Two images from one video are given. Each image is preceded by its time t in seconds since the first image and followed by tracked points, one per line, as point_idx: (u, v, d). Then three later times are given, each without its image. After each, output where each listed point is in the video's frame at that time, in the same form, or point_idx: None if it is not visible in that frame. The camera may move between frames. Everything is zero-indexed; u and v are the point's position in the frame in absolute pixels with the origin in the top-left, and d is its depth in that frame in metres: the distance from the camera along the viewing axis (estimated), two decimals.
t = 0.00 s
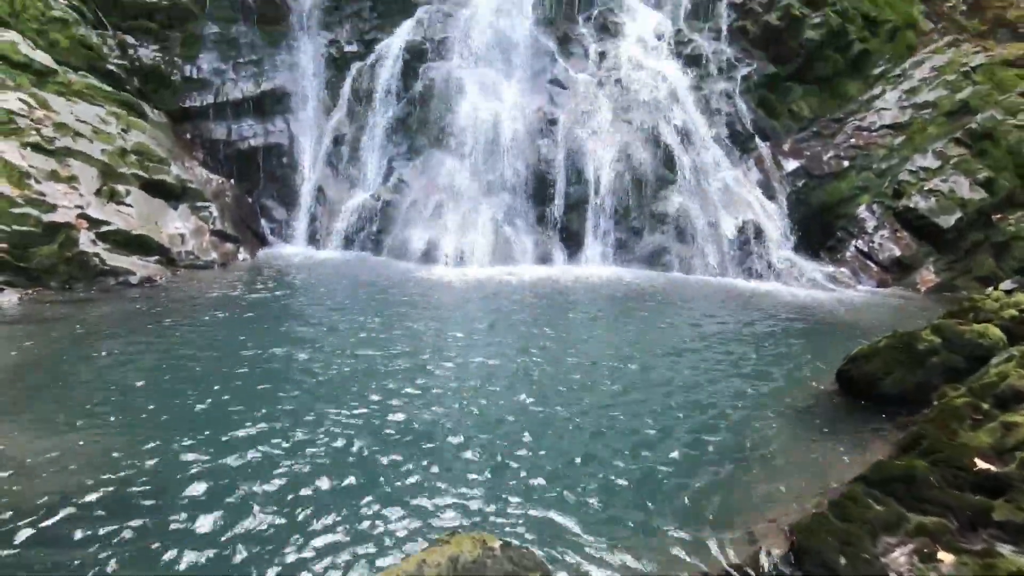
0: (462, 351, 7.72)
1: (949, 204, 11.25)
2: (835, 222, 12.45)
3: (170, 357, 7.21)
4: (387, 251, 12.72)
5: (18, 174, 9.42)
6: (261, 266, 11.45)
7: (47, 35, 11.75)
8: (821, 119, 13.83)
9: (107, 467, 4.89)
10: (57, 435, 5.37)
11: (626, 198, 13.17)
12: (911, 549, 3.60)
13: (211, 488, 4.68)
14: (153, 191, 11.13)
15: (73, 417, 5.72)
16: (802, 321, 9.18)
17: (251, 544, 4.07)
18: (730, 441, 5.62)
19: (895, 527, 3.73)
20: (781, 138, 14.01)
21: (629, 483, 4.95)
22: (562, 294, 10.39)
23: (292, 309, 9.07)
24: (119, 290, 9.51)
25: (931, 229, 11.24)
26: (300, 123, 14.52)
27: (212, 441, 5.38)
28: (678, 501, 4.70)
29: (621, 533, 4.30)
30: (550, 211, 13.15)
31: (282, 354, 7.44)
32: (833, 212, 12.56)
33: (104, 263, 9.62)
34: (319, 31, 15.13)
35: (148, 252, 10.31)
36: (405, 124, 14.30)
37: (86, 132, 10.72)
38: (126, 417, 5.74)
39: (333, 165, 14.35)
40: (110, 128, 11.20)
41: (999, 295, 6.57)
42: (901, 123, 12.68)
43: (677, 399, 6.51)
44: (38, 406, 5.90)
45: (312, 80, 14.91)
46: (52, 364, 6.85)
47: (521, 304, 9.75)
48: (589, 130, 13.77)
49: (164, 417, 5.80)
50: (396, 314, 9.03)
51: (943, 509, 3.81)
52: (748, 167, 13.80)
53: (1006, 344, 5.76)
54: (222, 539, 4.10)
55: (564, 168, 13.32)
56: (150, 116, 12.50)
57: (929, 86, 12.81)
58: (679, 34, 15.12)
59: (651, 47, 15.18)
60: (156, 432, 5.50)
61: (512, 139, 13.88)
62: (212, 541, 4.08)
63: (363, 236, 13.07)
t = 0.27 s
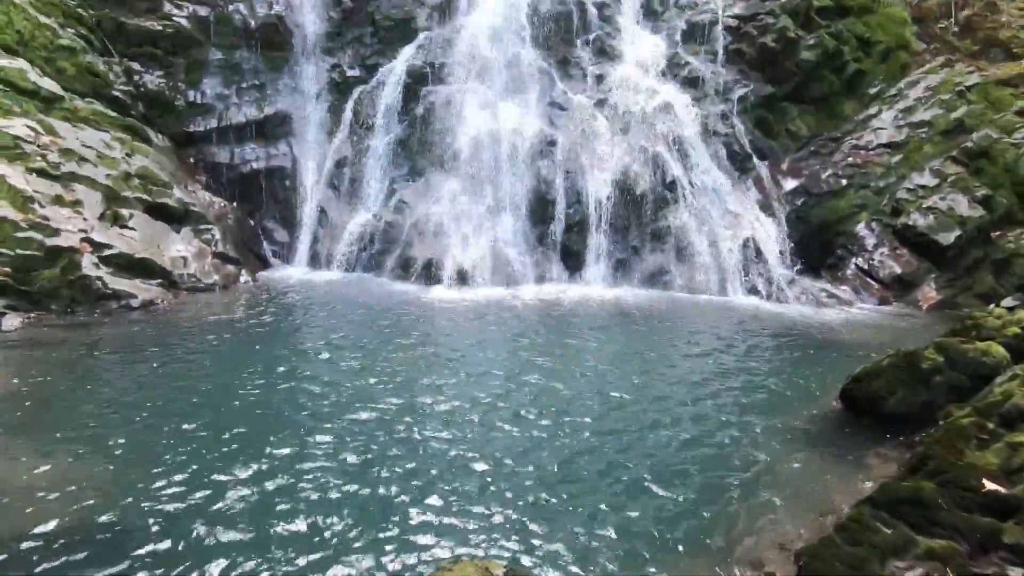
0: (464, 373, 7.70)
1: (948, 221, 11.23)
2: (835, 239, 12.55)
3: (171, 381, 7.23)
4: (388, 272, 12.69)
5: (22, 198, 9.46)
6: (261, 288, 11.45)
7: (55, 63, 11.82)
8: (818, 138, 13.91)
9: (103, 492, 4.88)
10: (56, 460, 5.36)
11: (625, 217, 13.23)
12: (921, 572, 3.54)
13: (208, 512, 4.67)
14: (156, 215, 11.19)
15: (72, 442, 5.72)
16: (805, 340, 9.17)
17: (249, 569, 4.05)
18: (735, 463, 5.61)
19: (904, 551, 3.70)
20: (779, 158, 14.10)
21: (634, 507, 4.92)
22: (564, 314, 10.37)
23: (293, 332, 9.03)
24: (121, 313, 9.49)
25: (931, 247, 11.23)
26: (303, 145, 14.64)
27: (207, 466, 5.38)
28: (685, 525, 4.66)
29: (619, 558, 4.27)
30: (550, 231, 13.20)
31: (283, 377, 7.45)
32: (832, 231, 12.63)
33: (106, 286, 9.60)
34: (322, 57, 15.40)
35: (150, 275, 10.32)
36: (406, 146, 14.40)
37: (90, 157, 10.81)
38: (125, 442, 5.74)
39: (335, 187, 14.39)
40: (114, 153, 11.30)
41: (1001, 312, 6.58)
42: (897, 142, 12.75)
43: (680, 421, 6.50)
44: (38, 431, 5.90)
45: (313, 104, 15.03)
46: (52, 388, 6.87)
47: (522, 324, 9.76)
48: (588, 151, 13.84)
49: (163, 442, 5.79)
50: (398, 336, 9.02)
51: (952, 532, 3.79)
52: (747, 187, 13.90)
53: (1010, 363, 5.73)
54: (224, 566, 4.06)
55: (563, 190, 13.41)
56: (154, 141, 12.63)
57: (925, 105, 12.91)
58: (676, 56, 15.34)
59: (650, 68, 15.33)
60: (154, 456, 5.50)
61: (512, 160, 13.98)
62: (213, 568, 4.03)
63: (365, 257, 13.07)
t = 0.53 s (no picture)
0: (467, 394, 7.69)
1: (949, 237, 11.27)
2: (837, 255, 12.59)
3: (174, 404, 7.22)
4: (391, 293, 12.68)
5: (28, 223, 9.46)
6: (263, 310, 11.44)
7: (63, 89, 11.80)
8: (818, 156, 14.01)
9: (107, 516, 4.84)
10: (59, 485, 5.32)
11: (625, 236, 13.35)
12: None
13: (211, 537, 4.64)
14: (160, 238, 11.26)
15: (75, 466, 5.70)
16: (809, 358, 9.16)
17: None
18: (743, 484, 5.58)
19: None
20: (779, 176, 14.18)
21: (642, 529, 4.88)
22: (566, 334, 10.32)
23: (294, 355, 8.98)
24: (124, 336, 9.48)
25: (933, 263, 11.27)
26: (306, 168, 14.81)
27: (211, 490, 5.36)
28: (694, 547, 4.62)
29: None
30: (551, 250, 13.23)
31: (286, 400, 7.45)
32: (833, 249, 12.66)
33: (109, 309, 9.61)
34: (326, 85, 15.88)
35: (152, 297, 10.35)
36: (407, 168, 14.45)
37: (96, 181, 10.92)
38: (128, 466, 5.71)
39: (338, 209, 14.48)
40: (120, 177, 11.44)
41: (1006, 329, 6.55)
42: (896, 159, 12.83)
43: (686, 441, 6.47)
44: (40, 455, 5.87)
45: (317, 127, 15.43)
46: (55, 412, 6.85)
47: (525, 344, 9.74)
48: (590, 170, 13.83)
49: (166, 466, 5.76)
50: (401, 357, 9.03)
51: (966, 555, 3.73)
52: (747, 206, 13.95)
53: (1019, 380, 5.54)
54: None
55: (565, 208, 13.39)
56: (159, 164, 12.76)
57: (923, 122, 12.99)
58: (675, 77, 15.45)
59: (649, 89, 15.47)
60: (158, 480, 5.48)
61: (513, 181, 14.06)
62: None
63: (368, 277, 13.13)
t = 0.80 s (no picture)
0: (472, 414, 7.69)
1: (952, 254, 11.32)
2: (840, 272, 12.61)
3: (180, 425, 7.24)
4: (394, 313, 12.68)
5: (35, 246, 9.49)
6: (266, 331, 11.48)
7: (71, 114, 11.95)
8: (819, 174, 14.11)
9: (114, 538, 4.85)
10: (67, 507, 5.33)
11: (628, 254, 13.32)
12: None
13: (216, 560, 4.62)
14: (164, 260, 11.34)
15: (83, 488, 5.72)
16: (815, 376, 9.15)
17: None
18: (753, 505, 5.55)
19: None
20: (780, 194, 14.28)
21: (650, 552, 4.86)
22: (569, 354, 10.32)
23: (299, 376, 9.02)
24: (127, 358, 9.52)
25: (936, 280, 11.31)
26: (310, 189, 14.92)
27: (219, 511, 5.38)
28: (700, 569, 4.61)
29: None
30: (554, 270, 13.28)
31: (292, 420, 7.47)
32: (837, 265, 12.66)
33: (113, 331, 9.65)
34: (329, 103, 15.99)
35: (155, 319, 10.39)
36: (410, 190, 14.58)
37: (102, 204, 11.03)
38: (134, 488, 5.73)
39: (342, 230, 14.51)
40: (126, 200, 11.54)
41: (1012, 346, 6.57)
42: (896, 176, 12.91)
43: (690, 461, 6.46)
44: (48, 477, 5.90)
45: (320, 148, 15.44)
46: (62, 434, 6.88)
47: (528, 363, 9.75)
48: (591, 190, 13.98)
49: (173, 488, 5.78)
50: (405, 377, 9.01)
51: None
52: (748, 224, 13.97)
53: None
54: None
55: (568, 229, 13.51)
56: (165, 187, 12.91)
57: (921, 140, 13.10)
58: (674, 98, 15.52)
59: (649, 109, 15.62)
60: (165, 502, 5.49)
61: (516, 201, 14.16)
62: None
63: (370, 298, 13.11)
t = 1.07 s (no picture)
0: (477, 434, 7.72)
1: (956, 270, 11.34)
2: (844, 289, 12.66)
3: (186, 448, 7.23)
4: (398, 333, 12.75)
5: (42, 268, 9.57)
6: (270, 351, 11.52)
7: (80, 137, 12.13)
8: (820, 192, 14.23)
9: (122, 565, 4.83)
10: (72, 532, 5.33)
11: (631, 273, 13.38)
12: None
13: None
14: (169, 281, 11.44)
15: (90, 513, 5.70)
16: (819, 393, 9.18)
17: None
18: (764, 529, 5.49)
19: None
20: (782, 212, 14.37)
21: None
22: (572, 373, 10.34)
23: (303, 396, 9.06)
24: (131, 379, 9.58)
25: (941, 297, 11.32)
26: (314, 211, 15.08)
27: (228, 536, 5.36)
28: None
29: None
30: (557, 288, 13.34)
31: (297, 442, 7.47)
32: (841, 282, 12.71)
33: (118, 352, 9.70)
34: (334, 126, 16.21)
35: (159, 340, 10.44)
36: (412, 212, 14.60)
37: (109, 226, 11.12)
38: (140, 512, 5.73)
39: (345, 250, 14.59)
40: (132, 222, 11.63)
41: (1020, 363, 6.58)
42: (898, 194, 12.98)
43: (696, 482, 6.45)
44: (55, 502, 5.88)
45: (325, 169, 15.73)
46: (68, 458, 6.86)
47: (532, 383, 9.77)
48: (593, 209, 14.05)
49: (180, 512, 5.77)
50: (408, 398, 9.00)
51: None
52: (751, 242, 14.02)
53: None
54: None
55: (570, 247, 13.53)
56: (171, 209, 13.02)
57: (922, 157, 13.18)
58: (675, 117, 15.66)
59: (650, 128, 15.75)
60: (171, 526, 5.49)
61: (519, 220, 14.28)
62: None
63: (373, 317, 13.16)
